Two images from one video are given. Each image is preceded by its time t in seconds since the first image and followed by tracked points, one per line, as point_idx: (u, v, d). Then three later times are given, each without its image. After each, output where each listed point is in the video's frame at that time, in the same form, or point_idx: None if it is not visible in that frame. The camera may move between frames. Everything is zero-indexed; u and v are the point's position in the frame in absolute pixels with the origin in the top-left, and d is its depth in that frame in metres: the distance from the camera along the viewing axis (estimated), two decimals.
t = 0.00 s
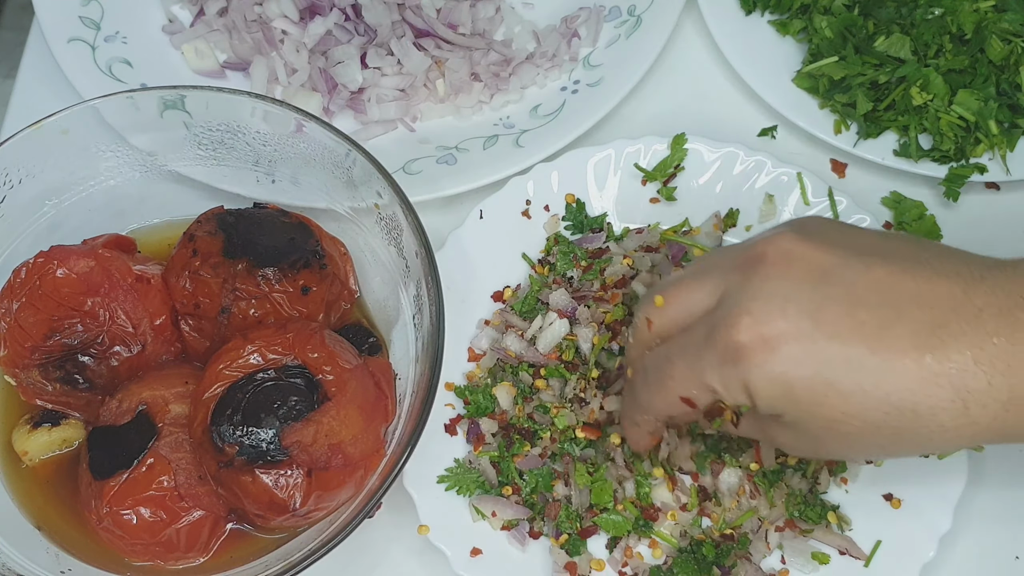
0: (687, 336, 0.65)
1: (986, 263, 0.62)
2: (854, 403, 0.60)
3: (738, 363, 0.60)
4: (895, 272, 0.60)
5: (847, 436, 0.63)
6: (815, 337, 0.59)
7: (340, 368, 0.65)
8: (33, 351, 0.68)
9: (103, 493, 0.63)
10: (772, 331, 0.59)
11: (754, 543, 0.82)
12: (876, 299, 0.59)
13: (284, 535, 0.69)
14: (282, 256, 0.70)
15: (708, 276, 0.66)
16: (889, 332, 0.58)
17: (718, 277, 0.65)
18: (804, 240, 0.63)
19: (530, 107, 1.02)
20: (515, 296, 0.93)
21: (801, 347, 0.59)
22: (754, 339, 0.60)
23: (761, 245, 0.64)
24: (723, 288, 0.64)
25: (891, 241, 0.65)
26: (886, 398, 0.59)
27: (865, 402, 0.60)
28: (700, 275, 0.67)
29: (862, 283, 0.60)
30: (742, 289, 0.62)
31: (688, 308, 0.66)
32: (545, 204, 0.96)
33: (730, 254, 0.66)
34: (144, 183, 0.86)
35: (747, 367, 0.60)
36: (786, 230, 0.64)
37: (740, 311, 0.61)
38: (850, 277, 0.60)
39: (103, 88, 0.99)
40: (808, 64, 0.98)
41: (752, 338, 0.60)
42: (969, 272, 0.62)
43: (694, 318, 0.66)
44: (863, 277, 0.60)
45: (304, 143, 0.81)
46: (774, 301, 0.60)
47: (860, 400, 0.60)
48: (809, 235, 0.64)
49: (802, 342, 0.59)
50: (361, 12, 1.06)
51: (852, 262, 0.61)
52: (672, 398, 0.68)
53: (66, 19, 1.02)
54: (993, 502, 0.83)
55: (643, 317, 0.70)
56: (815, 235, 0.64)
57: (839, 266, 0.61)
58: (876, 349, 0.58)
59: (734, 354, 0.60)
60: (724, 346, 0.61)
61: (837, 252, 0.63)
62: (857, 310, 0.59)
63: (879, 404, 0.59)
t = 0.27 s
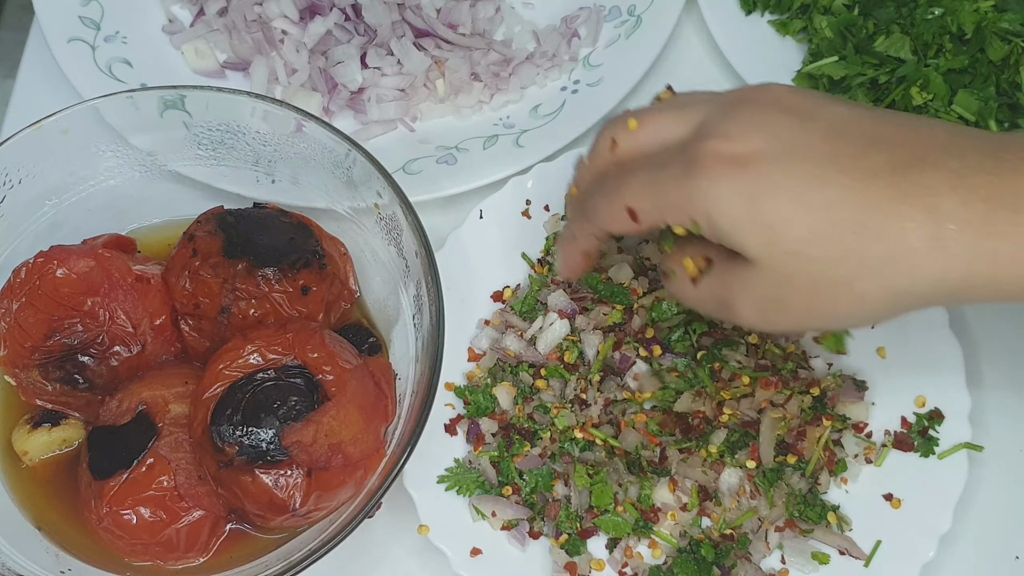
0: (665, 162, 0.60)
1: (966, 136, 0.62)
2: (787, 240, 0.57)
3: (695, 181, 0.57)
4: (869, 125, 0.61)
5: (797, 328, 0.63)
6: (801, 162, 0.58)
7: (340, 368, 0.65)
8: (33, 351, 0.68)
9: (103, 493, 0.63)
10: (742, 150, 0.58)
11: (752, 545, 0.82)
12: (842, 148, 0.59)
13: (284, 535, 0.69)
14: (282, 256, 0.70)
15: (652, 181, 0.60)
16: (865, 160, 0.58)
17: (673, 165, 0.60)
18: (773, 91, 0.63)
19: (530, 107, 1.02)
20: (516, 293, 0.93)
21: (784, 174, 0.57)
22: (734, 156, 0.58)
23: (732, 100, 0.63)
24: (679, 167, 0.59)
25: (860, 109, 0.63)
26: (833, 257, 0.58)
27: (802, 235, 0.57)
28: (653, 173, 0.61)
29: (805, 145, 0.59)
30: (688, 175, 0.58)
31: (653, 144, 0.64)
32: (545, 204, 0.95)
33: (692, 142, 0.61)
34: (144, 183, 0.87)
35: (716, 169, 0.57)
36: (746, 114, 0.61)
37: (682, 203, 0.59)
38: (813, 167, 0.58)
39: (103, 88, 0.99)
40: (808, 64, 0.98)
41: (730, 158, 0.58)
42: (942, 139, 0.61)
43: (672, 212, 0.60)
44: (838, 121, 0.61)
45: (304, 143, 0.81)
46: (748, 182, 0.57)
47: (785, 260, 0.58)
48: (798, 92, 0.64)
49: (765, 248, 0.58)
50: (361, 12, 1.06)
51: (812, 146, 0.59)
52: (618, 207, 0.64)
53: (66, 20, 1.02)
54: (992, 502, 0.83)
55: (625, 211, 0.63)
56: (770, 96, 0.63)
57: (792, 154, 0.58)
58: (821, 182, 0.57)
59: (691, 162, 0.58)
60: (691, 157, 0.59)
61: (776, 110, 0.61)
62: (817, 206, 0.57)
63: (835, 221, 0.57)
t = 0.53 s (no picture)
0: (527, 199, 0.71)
1: (846, 166, 0.68)
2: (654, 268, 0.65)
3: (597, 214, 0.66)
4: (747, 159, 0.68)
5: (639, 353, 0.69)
6: (685, 201, 0.65)
7: (340, 368, 0.65)
8: (33, 351, 0.68)
9: (103, 493, 0.63)
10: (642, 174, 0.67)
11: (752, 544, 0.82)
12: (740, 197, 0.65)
13: (284, 535, 0.69)
14: (282, 256, 0.70)
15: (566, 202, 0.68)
16: (752, 185, 0.66)
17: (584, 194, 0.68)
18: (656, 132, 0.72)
19: (530, 107, 1.02)
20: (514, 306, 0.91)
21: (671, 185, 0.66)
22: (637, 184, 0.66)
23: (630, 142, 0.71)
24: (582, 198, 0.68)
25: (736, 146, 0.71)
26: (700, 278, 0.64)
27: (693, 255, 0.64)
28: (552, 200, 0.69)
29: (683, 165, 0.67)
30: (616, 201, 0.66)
31: (548, 218, 0.69)
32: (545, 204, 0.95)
33: (602, 175, 0.68)
34: (144, 183, 0.87)
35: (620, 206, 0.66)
36: (646, 145, 0.70)
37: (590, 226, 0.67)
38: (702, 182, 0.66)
39: (103, 88, 0.99)
40: (808, 64, 0.98)
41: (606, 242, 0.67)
42: (821, 174, 0.67)
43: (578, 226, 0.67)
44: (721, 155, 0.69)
45: (304, 143, 0.81)
46: (636, 200, 0.66)
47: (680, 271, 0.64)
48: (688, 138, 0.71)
49: (665, 266, 0.64)
50: (361, 12, 1.06)
51: (708, 172, 0.67)
52: (497, 246, 0.73)
53: (66, 19, 1.02)
54: (993, 502, 0.83)
55: (528, 226, 0.70)
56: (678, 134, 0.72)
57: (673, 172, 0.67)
58: (716, 202, 0.65)
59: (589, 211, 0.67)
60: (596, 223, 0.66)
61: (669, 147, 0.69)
62: (705, 218, 0.64)
63: (719, 234, 0.64)
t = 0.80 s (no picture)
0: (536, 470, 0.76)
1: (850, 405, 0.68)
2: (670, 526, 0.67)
3: (640, 533, 0.67)
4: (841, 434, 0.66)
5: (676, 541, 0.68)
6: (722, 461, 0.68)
7: (340, 368, 0.65)
8: (32, 351, 0.68)
9: (103, 493, 0.63)
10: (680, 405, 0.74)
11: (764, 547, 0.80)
12: (748, 506, 0.66)
13: (284, 535, 0.69)
14: (282, 256, 0.70)
15: (599, 421, 0.76)
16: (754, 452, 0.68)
17: (615, 413, 0.76)
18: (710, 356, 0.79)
19: (530, 107, 1.02)
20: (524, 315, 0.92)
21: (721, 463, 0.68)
22: (653, 474, 0.69)
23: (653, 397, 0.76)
24: (598, 465, 0.73)
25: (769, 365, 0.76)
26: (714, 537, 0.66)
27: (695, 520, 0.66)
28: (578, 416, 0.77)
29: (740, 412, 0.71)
30: (652, 431, 0.72)
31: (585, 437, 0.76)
32: (545, 205, 0.96)
33: (621, 442, 0.73)
34: (144, 183, 0.87)
35: (631, 488, 0.69)
36: (667, 428, 0.72)
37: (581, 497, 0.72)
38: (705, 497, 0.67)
39: (103, 88, 0.99)
40: (808, 64, 0.98)
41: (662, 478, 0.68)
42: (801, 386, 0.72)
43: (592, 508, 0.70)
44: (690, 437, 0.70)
45: (304, 143, 0.81)
46: (677, 449, 0.69)
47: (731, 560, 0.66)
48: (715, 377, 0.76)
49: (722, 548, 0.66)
50: (361, 12, 1.06)
51: (733, 430, 0.69)
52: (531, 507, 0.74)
53: (66, 19, 1.02)
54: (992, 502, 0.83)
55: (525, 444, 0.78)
56: (690, 364, 0.78)
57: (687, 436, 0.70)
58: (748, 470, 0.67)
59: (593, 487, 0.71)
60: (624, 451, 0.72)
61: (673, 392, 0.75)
62: (676, 511, 0.67)
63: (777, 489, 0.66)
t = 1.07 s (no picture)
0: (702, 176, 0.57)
1: None
2: (888, 223, 0.55)
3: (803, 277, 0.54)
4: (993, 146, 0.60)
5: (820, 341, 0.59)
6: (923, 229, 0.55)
7: (340, 368, 0.65)
8: (32, 351, 0.68)
9: (103, 493, 0.63)
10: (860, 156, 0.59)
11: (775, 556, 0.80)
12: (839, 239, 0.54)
13: (284, 535, 0.69)
14: (282, 256, 0.70)
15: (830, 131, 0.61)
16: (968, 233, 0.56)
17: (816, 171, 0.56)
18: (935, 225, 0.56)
19: (530, 107, 1.02)
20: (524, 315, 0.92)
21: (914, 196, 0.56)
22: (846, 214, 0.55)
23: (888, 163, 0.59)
24: (785, 199, 0.55)
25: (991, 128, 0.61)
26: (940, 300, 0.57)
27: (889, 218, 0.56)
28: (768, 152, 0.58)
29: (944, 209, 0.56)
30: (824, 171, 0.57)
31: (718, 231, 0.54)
32: (545, 205, 0.96)
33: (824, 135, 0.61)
34: (144, 183, 0.87)
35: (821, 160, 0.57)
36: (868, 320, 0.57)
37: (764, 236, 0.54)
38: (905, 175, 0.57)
39: (103, 88, 0.99)
40: (808, 64, 0.98)
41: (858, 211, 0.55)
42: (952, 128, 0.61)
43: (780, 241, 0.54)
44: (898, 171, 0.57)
45: (304, 143, 0.81)
46: (873, 189, 0.56)
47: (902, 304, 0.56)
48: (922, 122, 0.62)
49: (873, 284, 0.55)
50: (361, 12, 1.06)
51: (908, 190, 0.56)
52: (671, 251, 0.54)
53: (66, 20, 1.02)
54: (992, 503, 0.83)
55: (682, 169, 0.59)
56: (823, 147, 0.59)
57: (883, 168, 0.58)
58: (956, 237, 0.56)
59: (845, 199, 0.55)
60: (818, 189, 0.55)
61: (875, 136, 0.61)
62: (856, 248, 0.54)
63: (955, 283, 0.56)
